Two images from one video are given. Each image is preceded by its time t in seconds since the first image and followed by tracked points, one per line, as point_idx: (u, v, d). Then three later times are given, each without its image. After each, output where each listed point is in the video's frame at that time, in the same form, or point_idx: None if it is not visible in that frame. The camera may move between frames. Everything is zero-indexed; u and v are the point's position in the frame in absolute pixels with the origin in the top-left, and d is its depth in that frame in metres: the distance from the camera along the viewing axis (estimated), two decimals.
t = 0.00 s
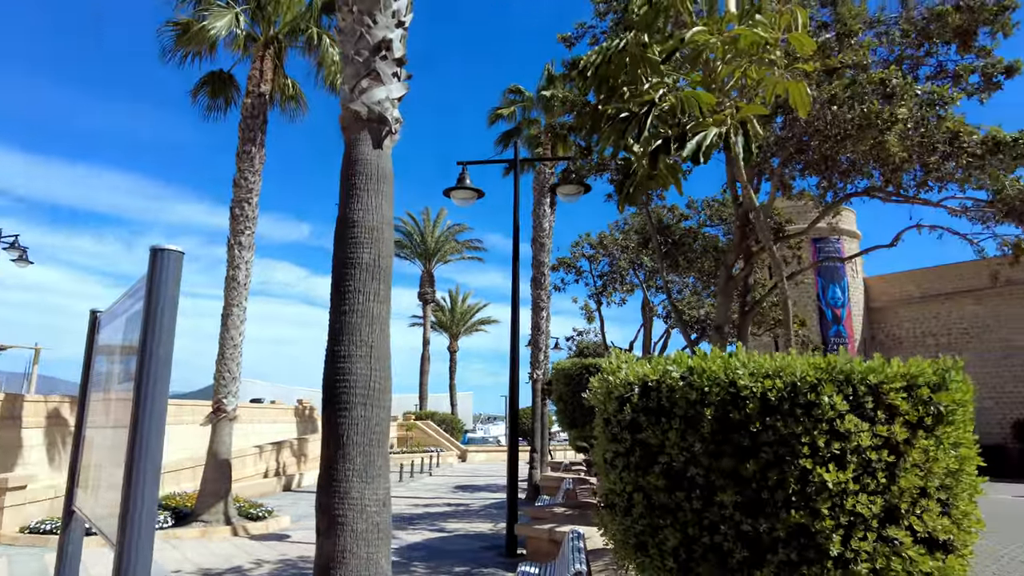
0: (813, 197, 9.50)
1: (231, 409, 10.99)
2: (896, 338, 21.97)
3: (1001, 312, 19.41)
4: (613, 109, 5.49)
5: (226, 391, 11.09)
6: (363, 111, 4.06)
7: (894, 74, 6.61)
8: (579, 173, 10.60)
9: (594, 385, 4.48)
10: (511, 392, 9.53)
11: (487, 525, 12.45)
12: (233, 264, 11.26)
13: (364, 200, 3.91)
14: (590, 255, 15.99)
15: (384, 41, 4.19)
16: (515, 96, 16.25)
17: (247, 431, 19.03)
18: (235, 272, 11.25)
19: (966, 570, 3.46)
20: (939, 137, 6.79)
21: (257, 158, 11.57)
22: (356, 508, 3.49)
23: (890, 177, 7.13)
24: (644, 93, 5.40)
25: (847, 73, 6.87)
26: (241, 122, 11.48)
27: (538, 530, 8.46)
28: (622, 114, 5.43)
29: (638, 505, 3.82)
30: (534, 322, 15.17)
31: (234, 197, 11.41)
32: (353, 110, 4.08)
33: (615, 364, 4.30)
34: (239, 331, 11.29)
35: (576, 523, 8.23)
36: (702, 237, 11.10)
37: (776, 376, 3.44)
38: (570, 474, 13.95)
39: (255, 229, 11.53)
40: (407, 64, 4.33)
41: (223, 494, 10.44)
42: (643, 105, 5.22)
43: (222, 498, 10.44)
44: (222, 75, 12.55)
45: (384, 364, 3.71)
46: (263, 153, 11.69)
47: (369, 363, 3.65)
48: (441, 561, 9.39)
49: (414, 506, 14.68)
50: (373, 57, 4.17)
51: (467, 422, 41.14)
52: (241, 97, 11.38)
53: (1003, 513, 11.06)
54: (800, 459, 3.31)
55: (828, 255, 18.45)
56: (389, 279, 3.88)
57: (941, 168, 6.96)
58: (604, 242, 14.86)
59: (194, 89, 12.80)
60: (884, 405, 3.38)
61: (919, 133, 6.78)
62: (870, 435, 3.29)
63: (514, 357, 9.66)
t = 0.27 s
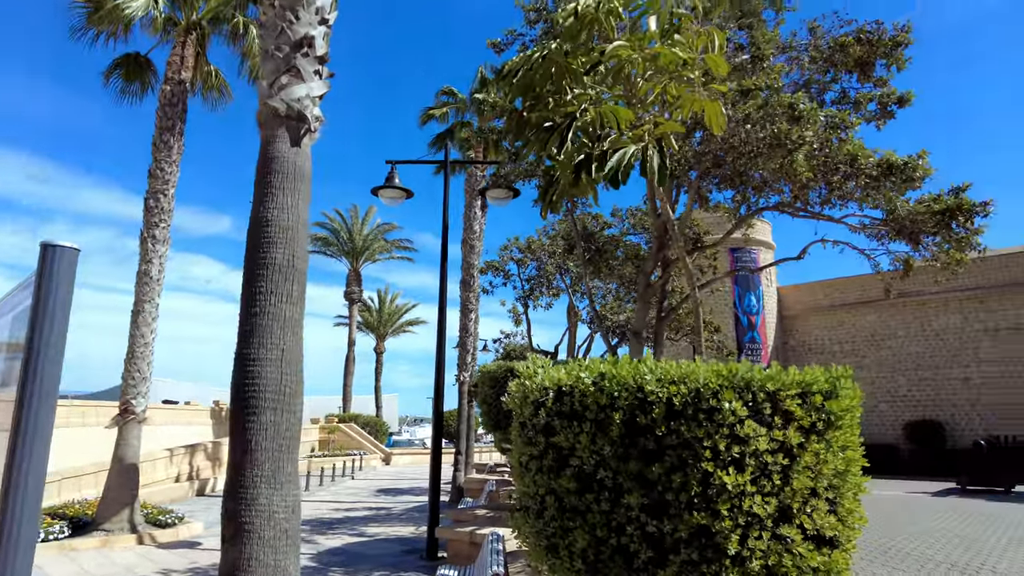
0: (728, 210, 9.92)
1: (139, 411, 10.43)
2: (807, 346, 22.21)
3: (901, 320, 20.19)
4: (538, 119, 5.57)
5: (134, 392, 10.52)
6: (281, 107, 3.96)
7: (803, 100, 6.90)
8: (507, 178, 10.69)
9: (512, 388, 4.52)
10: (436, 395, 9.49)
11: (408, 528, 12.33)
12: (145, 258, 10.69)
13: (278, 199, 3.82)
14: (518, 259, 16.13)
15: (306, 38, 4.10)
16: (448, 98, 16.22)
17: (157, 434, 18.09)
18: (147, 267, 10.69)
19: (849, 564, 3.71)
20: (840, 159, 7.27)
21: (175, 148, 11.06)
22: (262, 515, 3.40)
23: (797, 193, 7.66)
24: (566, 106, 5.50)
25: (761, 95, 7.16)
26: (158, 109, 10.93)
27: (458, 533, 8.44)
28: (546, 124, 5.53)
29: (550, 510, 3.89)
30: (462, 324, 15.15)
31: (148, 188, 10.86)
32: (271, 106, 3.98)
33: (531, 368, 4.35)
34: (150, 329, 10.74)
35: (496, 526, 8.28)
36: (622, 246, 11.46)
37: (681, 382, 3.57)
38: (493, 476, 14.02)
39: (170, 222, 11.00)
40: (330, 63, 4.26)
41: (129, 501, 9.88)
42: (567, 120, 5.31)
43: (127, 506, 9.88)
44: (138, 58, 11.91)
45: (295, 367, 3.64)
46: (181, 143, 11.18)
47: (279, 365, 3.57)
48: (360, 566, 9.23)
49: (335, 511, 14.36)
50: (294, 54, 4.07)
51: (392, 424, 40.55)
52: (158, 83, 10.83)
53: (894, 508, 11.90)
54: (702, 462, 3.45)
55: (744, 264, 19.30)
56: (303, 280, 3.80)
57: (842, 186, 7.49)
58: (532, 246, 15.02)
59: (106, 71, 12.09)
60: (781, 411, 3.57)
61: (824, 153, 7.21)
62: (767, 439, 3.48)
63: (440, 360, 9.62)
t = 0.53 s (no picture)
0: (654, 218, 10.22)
1: (39, 412, 9.76)
2: (725, 351, 22.11)
3: (812, 327, 20.43)
4: (465, 123, 5.58)
5: (33, 393, 9.82)
6: (196, 98, 3.81)
7: (720, 114, 7.23)
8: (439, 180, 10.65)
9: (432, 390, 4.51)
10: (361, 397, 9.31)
11: (330, 533, 12.04)
12: (49, 249, 10.02)
13: (190, 192, 3.66)
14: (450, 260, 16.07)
15: (226, 27, 3.89)
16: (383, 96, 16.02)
17: (59, 437, 16.96)
18: (51, 258, 10.02)
19: (751, 561, 3.88)
20: (756, 173, 7.65)
21: (86, 132, 10.43)
22: (163, 521, 3.25)
23: (715, 204, 8.01)
24: (493, 112, 5.53)
25: (683, 108, 7.51)
26: (68, 91, 10.28)
27: (379, 537, 8.28)
28: (473, 129, 5.55)
29: (465, 511, 3.90)
30: (391, 325, 14.94)
31: (55, 174, 10.19)
32: (185, 96, 3.80)
33: (451, 370, 4.34)
34: (53, 325, 10.08)
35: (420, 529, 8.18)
36: (551, 250, 11.65)
37: (594, 385, 3.67)
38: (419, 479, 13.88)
39: (78, 211, 10.35)
40: (250, 55, 4.08)
41: (23, 509, 9.21)
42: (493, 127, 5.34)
43: (21, 514, 9.21)
44: (48, 36, 11.18)
45: (204, 367, 3.50)
46: (93, 127, 10.56)
47: (186, 365, 3.42)
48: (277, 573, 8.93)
49: (253, 516, 13.86)
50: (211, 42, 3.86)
51: (316, 427, 39.51)
52: (69, 64, 10.19)
53: (801, 506, 12.54)
54: (612, 463, 3.56)
55: (669, 272, 19.87)
56: (214, 277, 3.66)
57: (758, 200, 7.87)
58: (463, 248, 14.99)
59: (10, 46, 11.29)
60: (687, 413, 3.73)
61: (739, 166, 7.58)
62: (673, 440, 3.62)
63: (366, 361, 9.45)
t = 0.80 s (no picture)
0: (581, 223, 10.39)
1: None
2: (648, 355, 22.28)
3: (730, 334, 21.03)
4: (393, 121, 5.55)
5: None
6: (103, 82, 3.49)
7: (643, 127, 7.44)
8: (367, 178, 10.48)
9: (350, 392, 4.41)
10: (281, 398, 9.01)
11: (245, 538, 11.61)
12: None
13: (93, 180, 3.40)
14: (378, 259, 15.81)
15: (138, 9, 3.55)
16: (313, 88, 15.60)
17: None
18: None
19: (660, 559, 4.01)
20: (676, 185, 7.92)
21: None
22: (51, 531, 3.03)
23: (637, 212, 8.23)
24: (421, 112, 5.52)
25: (608, 118, 7.69)
26: None
27: (298, 541, 7.96)
28: (401, 128, 5.51)
29: (379, 515, 3.84)
30: (315, 324, 14.55)
31: None
32: (90, 79, 3.48)
33: (370, 373, 4.27)
34: None
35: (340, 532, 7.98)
36: (480, 252, 11.73)
37: (512, 388, 3.71)
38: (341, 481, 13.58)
39: None
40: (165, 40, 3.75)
41: None
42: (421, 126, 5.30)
43: None
44: None
45: (102, 366, 3.26)
46: None
47: (82, 364, 3.19)
48: None
49: (162, 522, 13.19)
50: (121, 24, 3.52)
51: (235, 428, 38.02)
52: None
53: (714, 505, 13.04)
54: (527, 465, 3.62)
55: (597, 276, 20.26)
56: (117, 271, 3.42)
57: (677, 210, 8.17)
58: (392, 247, 14.79)
59: None
60: (601, 415, 3.84)
61: (660, 178, 7.85)
62: (587, 442, 3.72)
63: (286, 361, 9.16)
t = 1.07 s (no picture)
0: (513, 227, 10.45)
1: None
2: (578, 359, 22.55)
3: (655, 339, 21.63)
4: (320, 116, 5.39)
5: None
6: None
7: (572, 135, 7.61)
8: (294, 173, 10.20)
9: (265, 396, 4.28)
10: (197, 400, 8.64)
11: (155, 547, 11.05)
12: None
13: None
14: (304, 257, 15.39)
15: None
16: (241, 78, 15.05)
17: None
18: None
19: (576, 561, 4.10)
20: (604, 194, 8.12)
21: None
22: None
23: (565, 218, 8.38)
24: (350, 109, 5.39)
25: (538, 125, 7.79)
26: None
27: (214, 548, 7.57)
28: (328, 124, 5.36)
29: (293, 522, 3.74)
30: (237, 323, 14.02)
31: None
32: None
33: (286, 376, 4.15)
34: None
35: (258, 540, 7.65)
36: (411, 253, 11.73)
37: (433, 392, 3.70)
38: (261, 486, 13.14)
39: None
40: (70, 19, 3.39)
41: None
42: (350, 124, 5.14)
43: None
44: None
45: None
46: None
47: None
48: None
49: (63, 531, 12.38)
50: None
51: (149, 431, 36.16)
52: None
53: (637, 506, 13.36)
54: (447, 469, 3.63)
55: (530, 280, 20.45)
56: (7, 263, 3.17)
57: (604, 218, 8.37)
58: (319, 245, 14.45)
59: None
60: (522, 419, 3.90)
61: (588, 187, 8.04)
62: (507, 445, 3.78)
63: (204, 361, 8.79)
